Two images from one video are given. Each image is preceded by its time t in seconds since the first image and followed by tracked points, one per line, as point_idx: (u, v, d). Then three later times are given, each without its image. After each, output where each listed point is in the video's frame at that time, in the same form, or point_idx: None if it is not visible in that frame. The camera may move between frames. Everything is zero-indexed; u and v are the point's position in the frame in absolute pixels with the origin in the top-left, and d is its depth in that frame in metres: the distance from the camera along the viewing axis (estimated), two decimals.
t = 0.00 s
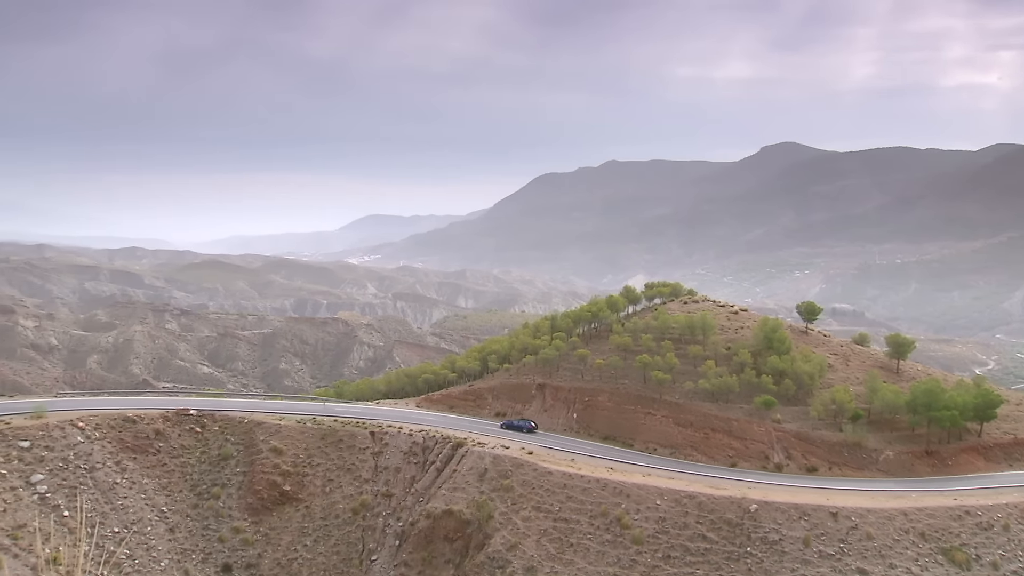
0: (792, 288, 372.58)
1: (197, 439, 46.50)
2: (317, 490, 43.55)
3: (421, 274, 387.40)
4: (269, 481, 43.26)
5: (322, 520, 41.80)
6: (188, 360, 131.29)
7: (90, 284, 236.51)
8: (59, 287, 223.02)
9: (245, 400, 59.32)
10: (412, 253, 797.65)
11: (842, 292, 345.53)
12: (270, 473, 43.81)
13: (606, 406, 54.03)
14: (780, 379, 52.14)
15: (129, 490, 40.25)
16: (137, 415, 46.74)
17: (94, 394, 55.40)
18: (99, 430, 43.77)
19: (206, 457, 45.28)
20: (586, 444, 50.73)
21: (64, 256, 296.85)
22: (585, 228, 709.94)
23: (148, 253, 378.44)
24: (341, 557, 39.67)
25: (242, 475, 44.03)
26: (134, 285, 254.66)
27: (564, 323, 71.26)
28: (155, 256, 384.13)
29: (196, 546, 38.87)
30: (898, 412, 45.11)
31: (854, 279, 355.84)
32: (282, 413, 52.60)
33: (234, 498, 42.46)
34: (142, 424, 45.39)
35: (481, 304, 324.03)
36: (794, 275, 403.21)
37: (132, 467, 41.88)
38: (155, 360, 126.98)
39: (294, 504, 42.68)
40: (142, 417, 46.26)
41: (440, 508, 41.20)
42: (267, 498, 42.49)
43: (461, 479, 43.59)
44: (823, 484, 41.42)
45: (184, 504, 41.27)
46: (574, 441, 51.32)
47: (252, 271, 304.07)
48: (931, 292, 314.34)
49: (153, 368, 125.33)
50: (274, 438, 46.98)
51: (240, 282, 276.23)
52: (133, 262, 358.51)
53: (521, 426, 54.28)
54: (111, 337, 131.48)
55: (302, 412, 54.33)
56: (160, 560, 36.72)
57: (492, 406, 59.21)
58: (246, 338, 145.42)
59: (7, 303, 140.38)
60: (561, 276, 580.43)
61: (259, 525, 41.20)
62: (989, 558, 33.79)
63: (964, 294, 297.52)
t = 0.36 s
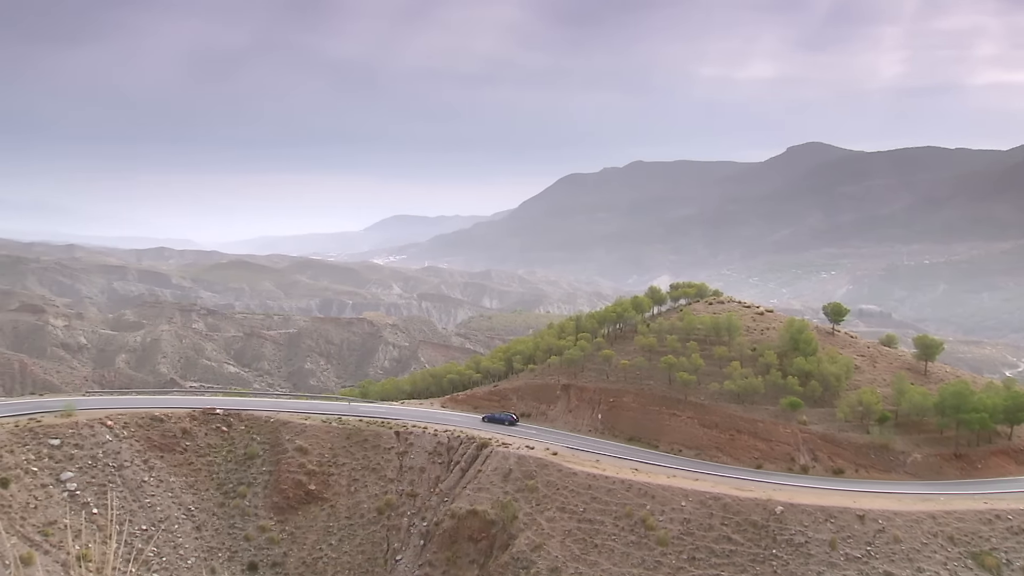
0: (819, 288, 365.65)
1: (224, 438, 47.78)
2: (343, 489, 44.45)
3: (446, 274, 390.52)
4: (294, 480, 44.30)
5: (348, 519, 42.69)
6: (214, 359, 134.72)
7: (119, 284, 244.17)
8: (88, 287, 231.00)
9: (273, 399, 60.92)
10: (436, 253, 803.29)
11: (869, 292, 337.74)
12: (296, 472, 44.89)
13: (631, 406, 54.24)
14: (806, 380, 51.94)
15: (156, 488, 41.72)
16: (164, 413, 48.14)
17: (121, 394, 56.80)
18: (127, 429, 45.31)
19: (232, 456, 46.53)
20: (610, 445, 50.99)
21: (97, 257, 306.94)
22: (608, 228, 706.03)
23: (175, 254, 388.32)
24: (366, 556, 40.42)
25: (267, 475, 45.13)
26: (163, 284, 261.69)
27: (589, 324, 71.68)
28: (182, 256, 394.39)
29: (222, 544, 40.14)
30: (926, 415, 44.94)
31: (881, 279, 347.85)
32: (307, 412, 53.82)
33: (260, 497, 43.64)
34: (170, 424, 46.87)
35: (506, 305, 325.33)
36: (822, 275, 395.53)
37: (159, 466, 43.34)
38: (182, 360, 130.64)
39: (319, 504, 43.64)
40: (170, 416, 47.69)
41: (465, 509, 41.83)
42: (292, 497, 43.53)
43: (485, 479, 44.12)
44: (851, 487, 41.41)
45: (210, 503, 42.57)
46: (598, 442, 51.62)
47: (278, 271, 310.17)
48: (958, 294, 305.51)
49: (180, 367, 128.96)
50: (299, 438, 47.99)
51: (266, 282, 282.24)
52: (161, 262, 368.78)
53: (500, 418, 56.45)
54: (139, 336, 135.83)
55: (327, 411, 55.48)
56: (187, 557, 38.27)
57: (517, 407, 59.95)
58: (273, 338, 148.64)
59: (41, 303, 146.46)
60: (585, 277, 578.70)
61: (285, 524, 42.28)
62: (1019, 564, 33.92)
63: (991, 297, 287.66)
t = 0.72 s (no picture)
0: (846, 288, 357.63)
1: (250, 438, 48.85)
2: (368, 489, 45.29)
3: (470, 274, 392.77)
4: (320, 480, 45.21)
5: (373, 518, 43.48)
6: (240, 359, 138.04)
7: (147, 284, 251.10)
8: (117, 287, 238.25)
9: (301, 399, 62.51)
10: (460, 253, 807.40)
11: (897, 293, 329.42)
12: (321, 471, 45.80)
13: (657, 408, 54.33)
14: (833, 382, 51.52)
15: (183, 486, 42.71)
16: (191, 412, 49.28)
17: (150, 393, 59.08)
18: (155, 428, 46.40)
19: (258, 455, 47.51)
20: (635, 446, 51.17)
21: (128, 258, 316.63)
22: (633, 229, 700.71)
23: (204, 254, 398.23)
24: (391, 556, 41.11)
25: (293, 473, 46.08)
26: (190, 284, 268.48)
27: (614, 325, 71.94)
28: (210, 257, 404.38)
29: (248, 543, 40.96)
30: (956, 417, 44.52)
31: (910, 279, 338.44)
32: (333, 412, 55.08)
33: (286, 497, 44.53)
34: (197, 423, 47.94)
35: (531, 305, 325.88)
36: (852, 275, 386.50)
37: (187, 465, 44.38)
38: (209, 359, 134.17)
39: (345, 503, 44.46)
40: (197, 415, 48.79)
41: (490, 508, 42.46)
42: (318, 497, 44.41)
43: (510, 480, 44.76)
44: (879, 489, 41.25)
45: (237, 501, 43.53)
46: (623, 443, 51.86)
47: (304, 271, 315.90)
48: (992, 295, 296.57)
49: (207, 366, 132.48)
50: (325, 437, 48.96)
51: (292, 282, 287.91)
52: (189, 261, 378.67)
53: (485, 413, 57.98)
54: (167, 336, 140.05)
55: (351, 411, 56.65)
56: (214, 555, 39.18)
57: (542, 407, 60.25)
58: (299, 338, 151.81)
59: (73, 302, 151.94)
60: (610, 278, 574.83)
61: (311, 523, 43.08)
62: None
63: None
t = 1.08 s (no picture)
0: (877, 289, 348.08)
1: (280, 437, 50.06)
2: (397, 489, 46.42)
3: (498, 274, 394.65)
4: (349, 479, 46.39)
5: (402, 517, 44.64)
6: (270, 359, 142.02)
7: (178, 284, 259.72)
8: (149, 287, 246.89)
9: (332, 398, 64.50)
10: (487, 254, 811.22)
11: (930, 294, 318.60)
12: (350, 471, 47.00)
13: (686, 409, 54.44)
14: (863, 384, 51.11)
15: (215, 485, 43.89)
16: (221, 412, 50.48)
17: (181, 392, 61.97)
18: (186, 426, 47.71)
19: (289, 454, 48.69)
20: (663, 447, 51.55)
21: (163, 258, 327.60)
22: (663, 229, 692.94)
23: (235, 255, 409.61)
24: (419, 555, 42.07)
25: (323, 472, 47.27)
26: (221, 284, 276.20)
27: (643, 325, 72.15)
28: (241, 257, 415.55)
29: (279, 541, 41.93)
30: (989, 421, 44.24)
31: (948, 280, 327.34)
32: (361, 412, 56.70)
33: (316, 495, 45.63)
34: (228, 422, 49.18)
35: (560, 306, 326.02)
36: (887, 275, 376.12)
37: (218, 463, 45.57)
38: (240, 358, 138.60)
39: (374, 502, 45.60)
40: (228, 414, 50.03)
41: (519, 509, 43.35)
42: (347, 496, 45.57)
43: (538, 480, 45.66)
44: (912, 492, 41.20)
45: (267, 500, 44.62)
46: (652, 444, 52.26)
47: (334, 272, 322.26)
48: None
49: (237, 365, 136.79)
50: (354, 436, 50.19)
51: (322, 283, 294.04)
52: (219, 262, 390.25)
53: (469, 406, 60.39)
54: (198, 336, 144.96)
55: (380, 412, 58.23)
56: (244, 553, 40.22)
57: (570, 408, 60.72)
58: (330, 338, 155.48)
59: (107, 302, 158.49)
60: (638, 279, 570.28)
61: (340, 522, 44.13)
62: None
63: None
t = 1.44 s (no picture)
0: (909, 291, 337.60)
1: (311, 436, 51.70)
2: (427, 488, 47.71)
3: (526, 275, 395.65)
4: (379, 478, 47.80)
5: (432, 517, 45.82)
6: (301, 358, 145.93)
7: (211, 284, 268.42)
8: (182, 287, 255.43)
9: (362, 398, 66.44)
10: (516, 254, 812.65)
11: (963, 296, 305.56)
12: (380, 470, 48.42)
13: (716, 410, 54.57)
14: (897, 386, 50.70)
15: (247, 483, 45.19)
16: (253, 411, 52.16)
17: (213, 391, 64.66)
18: (218, 425, 49.37)
19: (319, 453, 50.23)
20: (694, 448, 51.77)
21: (196, 259, 338.01)
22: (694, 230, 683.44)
23: (265, 255, 420.86)
24: (449, 555, 43.15)
25: (354, 472, 48.67)
26: (253, 284, 284.16)
27: (673, 326, 72.26)
28: (272, 257, 426.25)
29: (309, 540, 43.08)
30: None
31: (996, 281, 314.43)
32: (392, 412, 58.35)
33: (346, 494, 46.97)
34: (259, 421, 50.88)
35: (590, 307, 325.42)
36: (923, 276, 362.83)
37: (249, 462, 46.99)
38: (271, 358, 142.84)
39: (404, 502, 46.88)
40: (259, 413, 51.73)
41: (548, 510, 44.16)
42: (377, 495, 46.95)
43: (568, 481, 46.55)
44: (946, 496, 41.08)
45: (298, 499, 45.94)
46: (683, 445, 52.49)
47: (365, 272, 328.16)
48: None
49: (269, 365, 140.97)
50: (385, 436, 51.74)
51: (353, 283, 299.84)
52: (250, 262, 401.65)
53: (456, 403, 62.47)
54: (230, 335, 149.72)
55: (411, 411, 59.94)
56: (276, 551, 41.14)
57: (600, 408, 61.39)
58: (360, 338, 158.91)
59: (141, 301, 164.97)
60: (668, 279, 563.44)
61: (371, 521, 45.39)
62: None
63: None
